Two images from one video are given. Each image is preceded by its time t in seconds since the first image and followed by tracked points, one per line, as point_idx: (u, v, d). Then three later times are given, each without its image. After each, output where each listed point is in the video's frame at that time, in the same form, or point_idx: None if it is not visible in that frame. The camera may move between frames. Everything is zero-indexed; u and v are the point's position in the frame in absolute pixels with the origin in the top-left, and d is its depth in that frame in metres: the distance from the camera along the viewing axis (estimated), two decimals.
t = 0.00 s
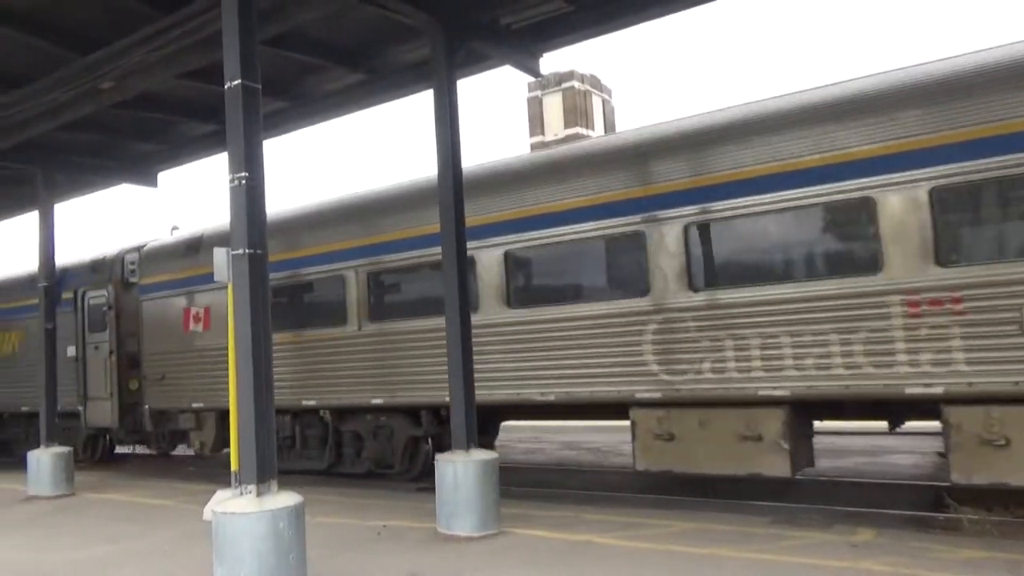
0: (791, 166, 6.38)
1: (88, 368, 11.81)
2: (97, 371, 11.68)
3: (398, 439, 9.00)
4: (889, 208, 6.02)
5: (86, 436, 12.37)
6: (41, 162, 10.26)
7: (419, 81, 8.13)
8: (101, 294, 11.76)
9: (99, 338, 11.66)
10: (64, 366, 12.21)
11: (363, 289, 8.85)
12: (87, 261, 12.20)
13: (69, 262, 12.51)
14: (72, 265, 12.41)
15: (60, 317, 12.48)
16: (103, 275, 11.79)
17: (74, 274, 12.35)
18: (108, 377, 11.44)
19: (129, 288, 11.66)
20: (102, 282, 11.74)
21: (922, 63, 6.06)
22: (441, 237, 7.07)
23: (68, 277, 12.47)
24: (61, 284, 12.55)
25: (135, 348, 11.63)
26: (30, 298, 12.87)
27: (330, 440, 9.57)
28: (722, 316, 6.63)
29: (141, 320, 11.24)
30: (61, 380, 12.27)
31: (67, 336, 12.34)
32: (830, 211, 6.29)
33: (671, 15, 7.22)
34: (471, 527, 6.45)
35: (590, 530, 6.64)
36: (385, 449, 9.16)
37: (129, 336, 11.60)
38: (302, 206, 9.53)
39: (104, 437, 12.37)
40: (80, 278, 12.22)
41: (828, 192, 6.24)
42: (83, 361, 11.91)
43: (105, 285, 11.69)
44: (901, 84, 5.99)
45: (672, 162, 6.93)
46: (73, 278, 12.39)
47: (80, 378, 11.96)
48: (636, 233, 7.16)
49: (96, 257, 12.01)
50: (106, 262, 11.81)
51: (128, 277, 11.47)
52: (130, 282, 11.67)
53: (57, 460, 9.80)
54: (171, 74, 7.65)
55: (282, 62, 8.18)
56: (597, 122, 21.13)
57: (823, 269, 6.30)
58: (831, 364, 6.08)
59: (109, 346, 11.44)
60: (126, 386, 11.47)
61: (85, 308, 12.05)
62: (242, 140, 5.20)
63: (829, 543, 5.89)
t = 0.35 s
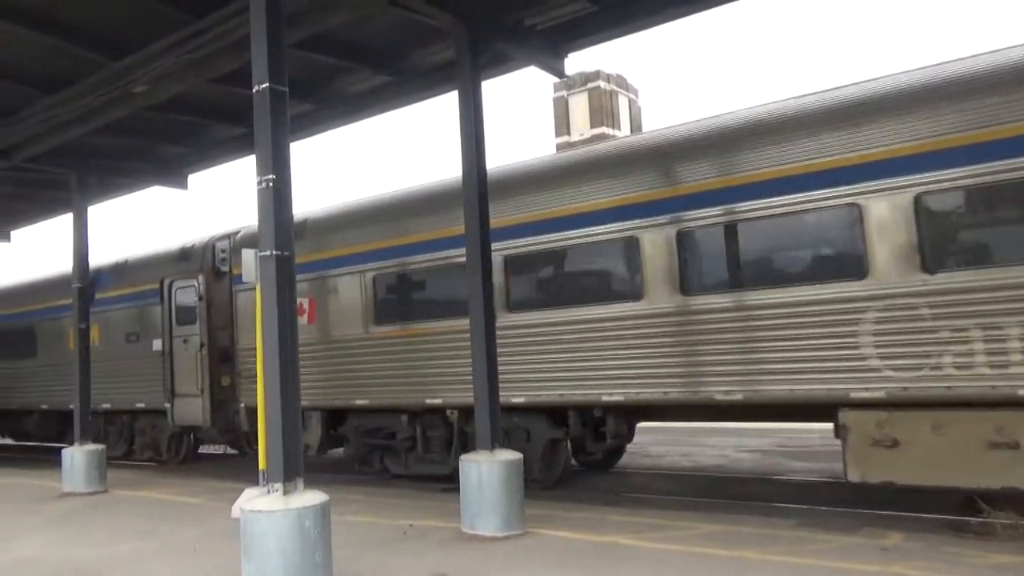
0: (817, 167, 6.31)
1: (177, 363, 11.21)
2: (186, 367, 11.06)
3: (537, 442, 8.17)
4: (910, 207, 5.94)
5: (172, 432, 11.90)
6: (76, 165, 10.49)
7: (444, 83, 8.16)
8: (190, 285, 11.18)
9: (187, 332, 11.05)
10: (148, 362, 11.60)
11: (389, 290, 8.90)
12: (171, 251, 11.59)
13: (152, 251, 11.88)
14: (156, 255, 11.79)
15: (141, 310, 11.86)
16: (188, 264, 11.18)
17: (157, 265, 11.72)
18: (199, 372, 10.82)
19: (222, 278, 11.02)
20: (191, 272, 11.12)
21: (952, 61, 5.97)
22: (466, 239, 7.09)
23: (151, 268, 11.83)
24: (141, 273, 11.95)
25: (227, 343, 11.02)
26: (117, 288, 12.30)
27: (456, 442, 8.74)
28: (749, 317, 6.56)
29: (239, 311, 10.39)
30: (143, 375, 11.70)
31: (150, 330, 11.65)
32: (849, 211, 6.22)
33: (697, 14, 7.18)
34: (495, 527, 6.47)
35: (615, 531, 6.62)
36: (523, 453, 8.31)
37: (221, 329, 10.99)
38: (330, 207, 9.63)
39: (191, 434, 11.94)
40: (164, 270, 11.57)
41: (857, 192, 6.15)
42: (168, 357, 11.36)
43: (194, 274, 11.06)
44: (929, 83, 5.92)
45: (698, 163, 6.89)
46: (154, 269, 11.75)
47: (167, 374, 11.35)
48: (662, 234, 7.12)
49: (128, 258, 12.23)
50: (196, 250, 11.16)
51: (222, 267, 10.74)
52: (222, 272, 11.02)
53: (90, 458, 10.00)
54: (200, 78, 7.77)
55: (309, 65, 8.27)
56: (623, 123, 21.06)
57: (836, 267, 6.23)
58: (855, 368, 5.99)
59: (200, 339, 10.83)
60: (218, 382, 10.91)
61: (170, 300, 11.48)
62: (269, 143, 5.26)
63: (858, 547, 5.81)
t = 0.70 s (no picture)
0: (845, 166, 6.25)
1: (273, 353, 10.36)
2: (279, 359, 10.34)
3: (703, 446, 7.36)
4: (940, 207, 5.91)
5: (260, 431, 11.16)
6: (108, 163, 10.68)
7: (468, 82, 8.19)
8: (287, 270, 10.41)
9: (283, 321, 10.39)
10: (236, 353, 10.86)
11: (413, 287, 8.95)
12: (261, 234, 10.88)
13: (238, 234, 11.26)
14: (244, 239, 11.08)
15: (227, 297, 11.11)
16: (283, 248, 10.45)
17: (243, 249, 11.01)
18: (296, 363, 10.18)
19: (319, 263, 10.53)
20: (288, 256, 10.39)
21: (985, 58, 5.89)
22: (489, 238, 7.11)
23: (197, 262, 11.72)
24: (224, 257, 11.25)
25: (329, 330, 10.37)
26: (194, 274, 11.64)
27: (605, 444, 7.89)
28: (774, 318, 6.51)
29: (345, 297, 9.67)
30: (229, 367, 10.98)
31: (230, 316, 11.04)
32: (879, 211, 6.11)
33: (722, 12, 7.13)
34: (516, 525, 6.49)
35: (636, 531, 6.60)
36: (687, 457, 7.50)
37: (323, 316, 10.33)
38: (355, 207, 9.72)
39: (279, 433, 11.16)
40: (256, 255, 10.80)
41: (885, 192, 6.07)
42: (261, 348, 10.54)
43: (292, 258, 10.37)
44: (960, 80, 5.84)
45: (724, 162, 6.84)
46: (240, 253, 11.05)
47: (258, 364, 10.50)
48: (686, 234, 7.09)
49: (157, 255, 12.44)
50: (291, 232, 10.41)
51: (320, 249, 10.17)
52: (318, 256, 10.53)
53: (120, 451, 10.19)
54: (228, 78, 7.87)
55: (336, 64, 8.34)
56: (649, 121, 20.96)
57: (867, 265, 6.12)
58: (880, 371, 5.92)
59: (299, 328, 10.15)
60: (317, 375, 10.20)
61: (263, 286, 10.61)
62: (295, 142, 5.32)
63: (883, 551, 5.74)
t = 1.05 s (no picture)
0: (872, 161, 6.19)
1: (392, 341, 9.48)
2: (394, 346, 9.45)
3: (935, 449, 6.13)
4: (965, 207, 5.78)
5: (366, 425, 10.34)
6: (147, 158, 10.89)
7: (501, 76, 8.19)
8: (401, 248, 9.54)
9: (395, 305, 9.52)
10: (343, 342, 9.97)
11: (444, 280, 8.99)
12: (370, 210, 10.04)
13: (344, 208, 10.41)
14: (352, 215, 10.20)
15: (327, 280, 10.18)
16: (396, 225, 9.57)
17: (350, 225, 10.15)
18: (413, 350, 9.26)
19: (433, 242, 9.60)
20: (401, 233, 9.51)
21: None
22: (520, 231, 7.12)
23: (232, 254, 11.90)
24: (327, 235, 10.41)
25: (445, 313, 9.53)
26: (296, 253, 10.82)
27: (803, 446, 6.75)
28: (808, 313, 6.42)
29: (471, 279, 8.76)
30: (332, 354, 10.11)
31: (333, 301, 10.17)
32: (912, 203, 6.04)
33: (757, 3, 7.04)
34: (545, 518, 6.50)
35: (666, 526, 6.58)
36: (915, 463, 6.27)
37: (437, 299, 9.47)
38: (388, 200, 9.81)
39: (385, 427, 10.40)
40: (363, 234, 9.92)
41: (922, 185, 5.96)
42: (371, 337, 9.69)
43: (405, 235, 9.46)
44: (987, 76, 5.79)
45: (756, 155, 6.78)
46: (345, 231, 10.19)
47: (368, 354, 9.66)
48: (718, 228, 7.01)
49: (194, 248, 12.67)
50: (406, 207, 9.55)
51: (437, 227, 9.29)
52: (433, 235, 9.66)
53: (157, 439, 10.41)
54: (264, 73, 7.97)
55: (369, 59, 8.41)
56: (682, 114, 20.77)
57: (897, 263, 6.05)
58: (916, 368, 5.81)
59: (415, 312, 9.28)
60: (435, 363, 9.36)
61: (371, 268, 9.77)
62: (328, 136, 5.38)
63: (918, 551, 5.65)
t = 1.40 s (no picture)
0: (890, 153, 6.12)
1: (518, 327, 8.50)
2: (520, 333, 8.49)
3: None
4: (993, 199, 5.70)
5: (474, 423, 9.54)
6: (175, 150, 11.02)
7: (525, 66, 8.16)
8: (525, 223, 8.56)
9: (524, 287, 8.54)
10: (462, 327, 9.00)
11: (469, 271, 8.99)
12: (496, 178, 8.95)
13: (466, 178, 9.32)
14: (472, 184, 9.13)
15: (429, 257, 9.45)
16: (519, 195, 8.61)
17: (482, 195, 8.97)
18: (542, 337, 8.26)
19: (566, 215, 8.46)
20: (527, 205, 8.53)
21: None
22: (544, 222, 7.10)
23: (259, 246, 12.03)
24: (445, 209, 9.34)
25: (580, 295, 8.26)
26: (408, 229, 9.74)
27: None
28: (836, 305, 6.32)
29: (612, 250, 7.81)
30: (448, 342, 9.15)
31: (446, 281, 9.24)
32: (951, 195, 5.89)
33: None
34: (568, 509, 6.51)
35: (691, 518, 6.56)
36: None
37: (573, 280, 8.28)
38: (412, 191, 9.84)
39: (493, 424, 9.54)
40: (479, 206, 8.95)
41: (956, 174, 5.83)
42: (493, 321, 8.75)
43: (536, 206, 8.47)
44: (1001, 70, 5.75)
45: (786, 146, 6.68)
46: (462, 203, 9.15)
47: (486, 340, 8.76)
48: (744, 218, 6.90)
49: (221, 239, 12.82)
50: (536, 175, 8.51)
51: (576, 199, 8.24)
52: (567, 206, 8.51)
53: (186, 427, 10.58)
54: (290, 65, 8.03)
55: (395, 50, 8.42)
56: (708, 103, 20.56)
57: (924, 258, 5.96)
58: (946, 361, 5.74)
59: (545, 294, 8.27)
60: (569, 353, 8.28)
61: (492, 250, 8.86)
62: (354, 127, 5.40)
63: (947, 546, 5.58)
